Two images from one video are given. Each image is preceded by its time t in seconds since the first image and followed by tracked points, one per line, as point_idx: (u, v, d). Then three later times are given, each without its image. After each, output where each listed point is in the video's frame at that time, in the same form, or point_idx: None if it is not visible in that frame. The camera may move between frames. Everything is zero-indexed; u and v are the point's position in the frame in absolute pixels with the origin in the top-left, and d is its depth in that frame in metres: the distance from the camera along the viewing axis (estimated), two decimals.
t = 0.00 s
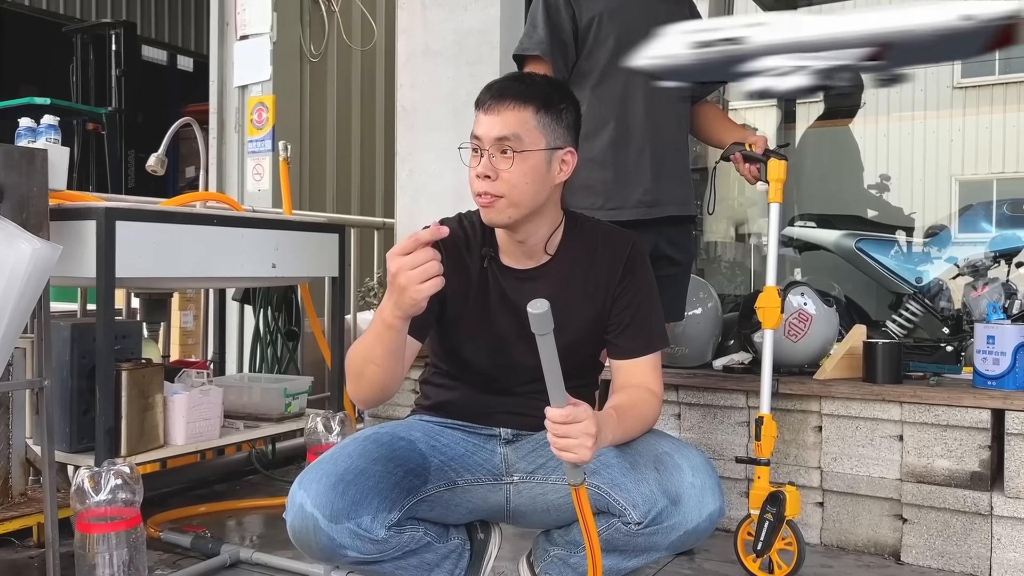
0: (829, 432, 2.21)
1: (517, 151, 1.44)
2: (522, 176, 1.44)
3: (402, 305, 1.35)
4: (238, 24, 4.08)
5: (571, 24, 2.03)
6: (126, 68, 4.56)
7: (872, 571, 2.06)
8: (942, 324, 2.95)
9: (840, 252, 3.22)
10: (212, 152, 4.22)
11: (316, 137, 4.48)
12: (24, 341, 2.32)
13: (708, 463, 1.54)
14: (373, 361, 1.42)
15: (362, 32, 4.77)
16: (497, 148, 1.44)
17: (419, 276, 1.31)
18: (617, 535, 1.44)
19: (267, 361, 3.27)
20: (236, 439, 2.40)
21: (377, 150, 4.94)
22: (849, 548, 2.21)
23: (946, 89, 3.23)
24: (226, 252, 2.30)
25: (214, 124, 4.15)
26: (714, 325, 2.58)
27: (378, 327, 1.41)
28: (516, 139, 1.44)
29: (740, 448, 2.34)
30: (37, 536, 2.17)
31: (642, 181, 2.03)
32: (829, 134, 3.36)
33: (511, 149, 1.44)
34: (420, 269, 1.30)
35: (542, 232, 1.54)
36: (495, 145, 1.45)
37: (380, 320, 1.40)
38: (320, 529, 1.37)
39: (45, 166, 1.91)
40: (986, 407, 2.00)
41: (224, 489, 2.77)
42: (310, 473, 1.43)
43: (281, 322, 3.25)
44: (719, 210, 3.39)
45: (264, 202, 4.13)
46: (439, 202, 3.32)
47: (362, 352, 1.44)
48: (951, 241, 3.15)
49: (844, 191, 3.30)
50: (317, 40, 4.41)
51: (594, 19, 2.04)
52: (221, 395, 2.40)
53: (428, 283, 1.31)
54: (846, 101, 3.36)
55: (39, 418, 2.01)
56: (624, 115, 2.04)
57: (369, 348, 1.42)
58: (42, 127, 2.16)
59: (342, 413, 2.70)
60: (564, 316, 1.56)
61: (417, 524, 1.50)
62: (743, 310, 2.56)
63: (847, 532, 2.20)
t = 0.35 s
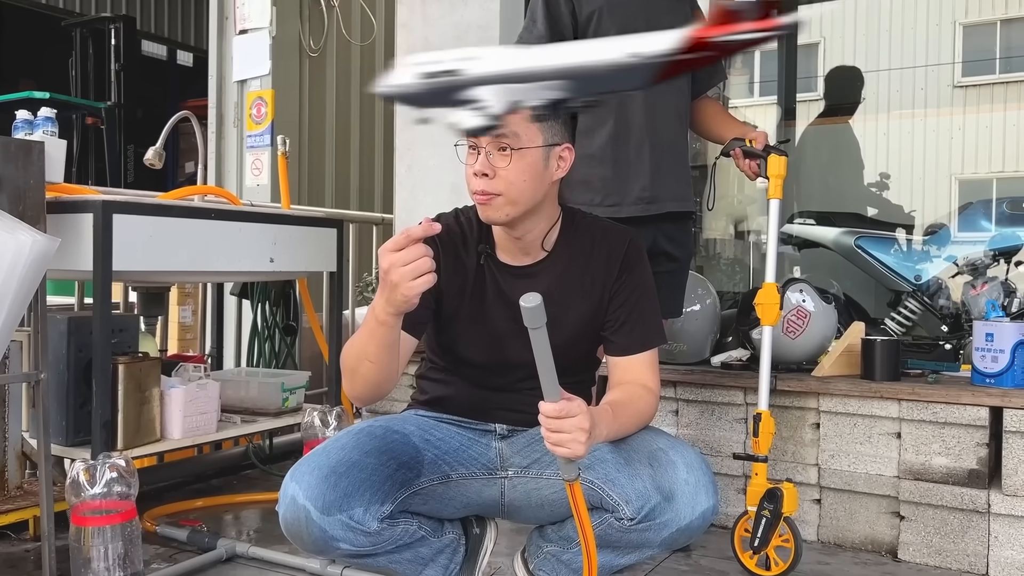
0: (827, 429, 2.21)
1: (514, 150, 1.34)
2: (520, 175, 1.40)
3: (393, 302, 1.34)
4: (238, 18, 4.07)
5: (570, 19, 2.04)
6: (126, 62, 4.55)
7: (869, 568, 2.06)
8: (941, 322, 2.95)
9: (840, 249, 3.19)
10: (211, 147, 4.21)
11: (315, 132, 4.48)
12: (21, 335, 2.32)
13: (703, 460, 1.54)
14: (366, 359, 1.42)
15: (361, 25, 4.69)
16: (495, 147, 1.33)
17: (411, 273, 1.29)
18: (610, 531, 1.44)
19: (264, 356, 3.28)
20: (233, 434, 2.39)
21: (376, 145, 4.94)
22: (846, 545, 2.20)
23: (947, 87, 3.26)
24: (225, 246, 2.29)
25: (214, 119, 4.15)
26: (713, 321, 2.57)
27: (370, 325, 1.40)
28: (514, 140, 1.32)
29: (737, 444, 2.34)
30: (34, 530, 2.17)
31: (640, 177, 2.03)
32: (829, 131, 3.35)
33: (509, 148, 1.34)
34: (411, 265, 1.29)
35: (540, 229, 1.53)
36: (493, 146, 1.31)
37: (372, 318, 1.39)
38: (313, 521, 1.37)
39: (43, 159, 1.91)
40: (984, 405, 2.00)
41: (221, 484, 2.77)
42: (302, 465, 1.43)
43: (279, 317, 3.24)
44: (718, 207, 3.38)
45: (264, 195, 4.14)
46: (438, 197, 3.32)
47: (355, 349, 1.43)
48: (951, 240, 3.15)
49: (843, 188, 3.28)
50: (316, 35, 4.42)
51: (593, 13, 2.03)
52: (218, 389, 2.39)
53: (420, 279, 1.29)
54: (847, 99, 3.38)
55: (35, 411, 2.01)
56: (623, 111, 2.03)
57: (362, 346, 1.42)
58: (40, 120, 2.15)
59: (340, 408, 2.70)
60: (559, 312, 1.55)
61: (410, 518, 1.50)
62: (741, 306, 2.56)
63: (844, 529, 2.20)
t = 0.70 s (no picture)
0: (829, 427, 2.21)
1: (522, 147, 1.43)
2: (526, 172, 1.43)
3: (392, 303, 1.35)
4: (241, 15, 4.06)
5: (574, 16, 2.02)
6: (128, 58, 4.55)
7: (872, 567, 2.06)
8: (944, 321, 2.99)
9: (842, 247, 3.19)
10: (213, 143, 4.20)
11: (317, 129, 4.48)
12: (24, 331, 2.32)
13: (706, 457, 1.54)
14: (366, 359, 1.42)
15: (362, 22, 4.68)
16: (502, 144, 1.43)
17: (410, 273, 1.29)
18: (613, 528, 1.44)
19: (267, 352, 3.26)
20: (236, 431, 2.40)
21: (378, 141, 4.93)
22: (848, 543, 2.21)
23: (949, 85, 3.24)
24: (228, 243, 2.29)
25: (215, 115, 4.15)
26: (715, 319, 2.57)
27: (369, 326, 1.40)
28: (521, 135, 1.43)
29: (740, 442, 2.34)
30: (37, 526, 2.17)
31: (643, 174, 2.03)
32: (831, 129, 3.36)
33: (516, 144, 1.43)
34: (410, 265, 1.29)
35: (543, 227, 1.53)
36: (499, 141, 1.43)
37: (372, 318, 1.40)
38: (316, 517, 1.37)
39: (47, 156, 1.91)
40: (987, 404, 2.00)
41: (223, 480, 2.78)
42: (306, 462, 1.43)
43: (281, 314, 3.24)
44: (721, 205, 3.37)
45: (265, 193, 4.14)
46: (440, 194, 3.32)
47: (354, 350, 1.43)
48: (952, 238, 3.15)
49: (845, 186, 3.28)
50: (320, 33, 4.51)
51: (597, 11, 2.03)
52: (221, 385, 2.40)
53: (419, 278, 1.30)
54: (849, 97, 3.36)
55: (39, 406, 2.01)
56: (625, 107, 2.03)
57: (361, 346, 1.42)
58: (43, 116, 2.15)
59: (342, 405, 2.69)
60: (562, 311, 1.55)
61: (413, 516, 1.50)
62: (743, 304, 2.57)
63: (846, 528, 2.20)
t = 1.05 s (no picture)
0: (831, 424, 2.21)
1: (540, 142, 1.44)
2: (545, 168, 1.44)
3: (395, 304, 1.35)
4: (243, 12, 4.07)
5: (577, 12, 2.01)
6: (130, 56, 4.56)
7: (874, 564, 2.06)
8: (946, 318, 2.98)
9: (844, 245, 3.20)
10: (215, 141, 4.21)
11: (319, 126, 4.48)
12: (28, 327, 2.33)
13: (708, 452, 1.54)
14: (370, 359, 1.42)
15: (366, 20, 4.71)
16: (520, 139, 1.43)
17: (415, 275, 1.29)
18: (615, 522, 1.44)
19: (269, 349, 3.27)
20: (239, 427, 2.40)
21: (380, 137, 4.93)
22: (850, 540, 2.21)
23: (950, 83, 3.23)
24: (231, 240, 2.29)
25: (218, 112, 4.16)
26: (717, 317, 2.57)
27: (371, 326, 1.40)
28: (539, 129, 1.43)
29: (742, 440, 2.35)
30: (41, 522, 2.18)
31: (645, 171, 2.02)
32: (834, 127, 3.35)
33: (535, 139, 1.43)
34: (416, 266, 1.29)
35: (548, 224, 1.54)
36: (517, 136, 1.43)
37: (375, 318, 1.39)
38: (318, 512, 1.38)
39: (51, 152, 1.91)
40: (989, 401, 2.00)
41: (226, 477, 2.78)
42: (308, 458, 1.44)
43: (284, 311, 3.25)
44: (723, 202, 3.37)
45: (267, 189, 4.18)
46: (443, 191, 3.32)
47: (358, 350, 1.44)
48: (954, 236, 3.13)
49: (848, 183, 3.29)
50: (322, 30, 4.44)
51: (599, 8, 2.03)
52: (223, 382, 2.40)
53: (423, 280, 1.30)
54: (850, 95, 3.36)
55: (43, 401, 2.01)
56: (627, 104, 2.03)
57: (364, 347, 1.42)
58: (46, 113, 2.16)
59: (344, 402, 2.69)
60: (563, 308, 1.55)
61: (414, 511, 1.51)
62: (746, 302, 2.57)
63: (848, 524, 2.21)
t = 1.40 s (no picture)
0: (834, 424, 2.21)
1: (559, 144, 1.44)
2: (562, 169, 1.44)
3: (397, 307, 1.35)
4: (243, 12, 4.08)
5: (576, 12, 2.02)
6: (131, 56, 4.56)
7: (877, 564, 2.06)
8: (948, 318, 2.97)
9: (846, 244, 3.19)
10: (216, 140, 4.22)
11: (319, 125, 4.49)
12: (29, 328, 2.33)
13: (712, 452, 1.54)
14: (371, 360, 1.42)
15: (367, 19, 4.72)
16: (540, 140, 1.43)
17: (415, 277, 1.29)
18: (619, 522, 1.44)
19: (270, 349, 3.27)
20: (240, 428, 2.40)
21: (380, 138, 4.92)
22: (853, 540, 2.21)
23: (951, 83, 3.23)
24: (232, 240, 2.29)
25: (218, 112, 4.16)
26: (719, 316, 2.57)
27: (372, 327, 1.40)
28: (558, 131, 1.44)
29: (744, 439, 2.35)
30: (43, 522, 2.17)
31: (647, 170, 2.02)
32: (835, 126, 3.35)
33: (554, 141, 1.43)
34: (415, 269, 1.29)
35: (553, 225, 1.54)
36: (536, 138, 1.43)
37: (376, 319, 1.39)
38: (323, 511, 1.37)
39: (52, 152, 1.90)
40: (991, 401, 2.00)
41: (228, 477, 2.78)
42: (312, 456, 1.44)
43: (285, 311, 3.25)
44: (724, 202, 3.37)
45: (270, 189, 4.13)
46: (444, 191, 3.31)
47: (360, 351, 1.43)
48: (955, 235, 3.13)
49: (849, 182, 3.28)
50: (322, 29, 4.40)
51: (600, 8, 2.03)
52: (225, 383, 2.40)
53: (423, 283, 1.30)
54: (851, 94, 3.36)
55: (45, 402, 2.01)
56: (629, 102, 2.03)
57: (365, 347, 1.42)
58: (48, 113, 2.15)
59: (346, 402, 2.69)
60: (566, 307, 1.55)
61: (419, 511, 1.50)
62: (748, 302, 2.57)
63: (851, 524, 2.20)
